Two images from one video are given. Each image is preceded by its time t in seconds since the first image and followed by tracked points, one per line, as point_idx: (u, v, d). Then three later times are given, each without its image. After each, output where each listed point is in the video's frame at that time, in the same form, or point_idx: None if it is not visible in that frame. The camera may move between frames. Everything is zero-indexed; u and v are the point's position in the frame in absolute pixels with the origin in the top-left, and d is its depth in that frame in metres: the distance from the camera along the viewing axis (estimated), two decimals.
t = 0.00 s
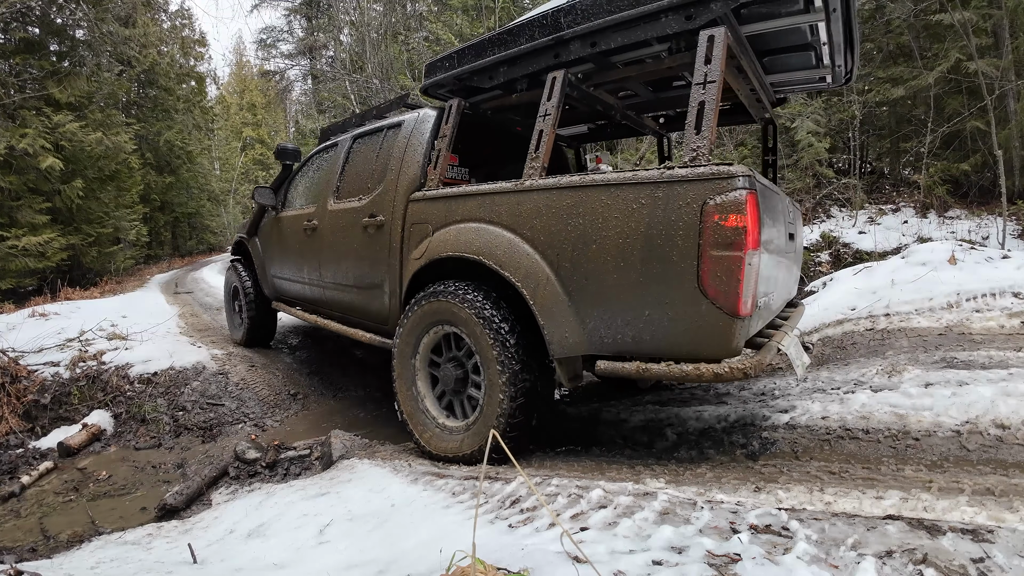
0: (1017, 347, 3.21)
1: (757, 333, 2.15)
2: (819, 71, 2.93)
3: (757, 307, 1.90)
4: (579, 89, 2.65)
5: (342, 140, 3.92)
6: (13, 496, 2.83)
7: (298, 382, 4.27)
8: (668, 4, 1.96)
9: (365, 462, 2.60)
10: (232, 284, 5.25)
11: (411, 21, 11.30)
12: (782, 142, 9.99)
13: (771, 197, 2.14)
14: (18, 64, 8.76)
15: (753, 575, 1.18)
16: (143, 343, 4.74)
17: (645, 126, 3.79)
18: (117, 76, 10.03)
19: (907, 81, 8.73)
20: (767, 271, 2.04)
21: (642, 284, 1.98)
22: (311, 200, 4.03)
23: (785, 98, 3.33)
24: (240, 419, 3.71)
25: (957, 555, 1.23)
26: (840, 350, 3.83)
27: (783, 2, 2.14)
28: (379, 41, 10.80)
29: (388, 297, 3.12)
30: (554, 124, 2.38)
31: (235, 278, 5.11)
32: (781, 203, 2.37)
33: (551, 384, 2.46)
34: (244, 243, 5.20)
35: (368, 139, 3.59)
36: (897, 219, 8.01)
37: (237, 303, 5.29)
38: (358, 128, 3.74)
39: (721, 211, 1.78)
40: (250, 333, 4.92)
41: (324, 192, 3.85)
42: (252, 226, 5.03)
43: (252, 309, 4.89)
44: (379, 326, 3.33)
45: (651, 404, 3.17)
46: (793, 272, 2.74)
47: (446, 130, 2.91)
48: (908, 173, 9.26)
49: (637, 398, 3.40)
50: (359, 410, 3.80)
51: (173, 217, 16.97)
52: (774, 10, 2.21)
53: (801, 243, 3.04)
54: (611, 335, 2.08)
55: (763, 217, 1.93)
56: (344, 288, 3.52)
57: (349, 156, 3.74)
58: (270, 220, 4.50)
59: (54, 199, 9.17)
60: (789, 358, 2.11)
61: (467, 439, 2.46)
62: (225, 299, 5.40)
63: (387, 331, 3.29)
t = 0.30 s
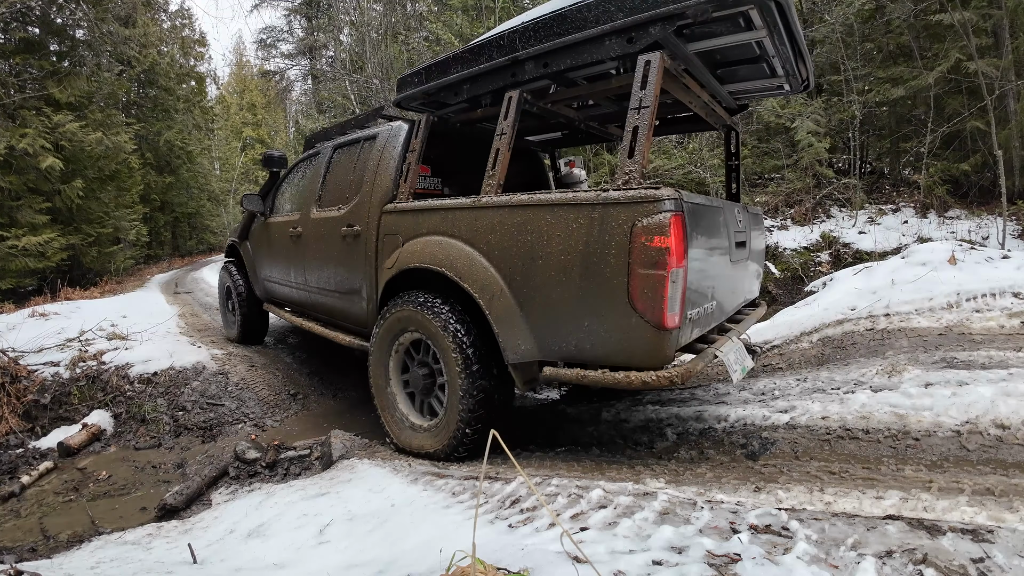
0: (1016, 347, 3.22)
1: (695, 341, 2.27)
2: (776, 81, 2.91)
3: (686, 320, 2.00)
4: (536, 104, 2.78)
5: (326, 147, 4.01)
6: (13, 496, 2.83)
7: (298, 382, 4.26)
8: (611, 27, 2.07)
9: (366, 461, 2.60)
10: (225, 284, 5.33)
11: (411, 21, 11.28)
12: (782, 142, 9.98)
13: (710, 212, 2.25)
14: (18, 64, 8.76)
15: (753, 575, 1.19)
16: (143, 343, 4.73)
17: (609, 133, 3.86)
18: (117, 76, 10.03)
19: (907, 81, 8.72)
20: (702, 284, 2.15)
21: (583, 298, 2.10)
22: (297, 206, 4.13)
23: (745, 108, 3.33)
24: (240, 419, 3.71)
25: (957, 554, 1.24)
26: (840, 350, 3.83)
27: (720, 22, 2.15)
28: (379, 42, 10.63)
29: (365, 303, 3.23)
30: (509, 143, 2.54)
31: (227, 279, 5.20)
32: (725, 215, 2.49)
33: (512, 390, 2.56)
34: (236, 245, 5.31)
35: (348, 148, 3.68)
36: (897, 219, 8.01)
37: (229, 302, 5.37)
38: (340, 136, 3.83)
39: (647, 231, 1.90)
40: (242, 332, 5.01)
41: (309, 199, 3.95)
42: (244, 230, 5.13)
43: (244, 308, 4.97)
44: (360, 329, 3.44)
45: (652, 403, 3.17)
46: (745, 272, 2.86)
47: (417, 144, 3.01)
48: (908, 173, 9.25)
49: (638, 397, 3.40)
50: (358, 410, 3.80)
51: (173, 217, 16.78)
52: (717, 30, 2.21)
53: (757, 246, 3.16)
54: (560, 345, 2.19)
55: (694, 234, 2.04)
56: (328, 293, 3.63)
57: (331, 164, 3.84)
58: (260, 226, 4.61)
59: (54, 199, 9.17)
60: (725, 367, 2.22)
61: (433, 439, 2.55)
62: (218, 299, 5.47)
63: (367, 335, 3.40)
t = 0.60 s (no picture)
0: (1016, 347, 3.22)
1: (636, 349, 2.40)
2: (731, 103, 2.93)
3: (622, 329, 2.13)
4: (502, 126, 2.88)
5: (313, 153, 4.08)
6: (13, 496, 2.83)
7: (298, 382, 4.26)
8: (564, 59, 2.18)
9: (366, 462, 2.60)
10: (219, 282, 5.43)
11: (412, 21, 11.27)
12: (782, 142, 9.98)
13: (655, 227, 2.37)
14: (18, 64, 8.75)
15: (753, 575, 1.19)
16: (143, 343, 4.73)
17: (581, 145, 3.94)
18: (117, 76, 10.02)
19: (907, 82, 8.71)
20: (642, 295, 2.27)
21: (531, 307, 2.23)
22: (284, 209, 4.21)
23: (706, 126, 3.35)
24: (240, 419, 3.70)
25: (957, 555, 1.25)
26: (840, 350, 3.83)
27: (662, 56, 2.20)
28: (379, 41, 10.63)
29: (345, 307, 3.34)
30: (475, 162, 2.67)
31: (220, 277, 5.33)
32: (674, 230, 2.60)
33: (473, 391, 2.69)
34: (230, 244, 5.40)
35: (333, 155, 3.74)
36: (898, 219, 8.01)
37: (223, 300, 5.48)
38: (325, 142, 3.89)
39: (583, 250, 2.03)
40: (234, 330, 5.12)
41: (295, 203, 4.03)
42: (237, 230, 5.21)
43: (236, 307, 5.08)
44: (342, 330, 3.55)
45: (652, 404, 3.17)
46: (698, 277, 2.97)
47: (393, 158, 3.13)
48: (908, 173, 9.26)
49: (639, 398, 3.41)
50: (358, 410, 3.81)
51: (173, 216, 16.30)
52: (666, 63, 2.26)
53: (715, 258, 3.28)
54: (512, 349, 2.33)
55: (633, 250, 2.17)
56: (312, 295, 3.72)
57: (317, 170, 3.90)
58: (250, 227, 4.70)
59: (54, 199, 9.15)
60: (661, 372, 2.33)
61: (405, 433, 2.68)
62: (213, 297, 5.58)
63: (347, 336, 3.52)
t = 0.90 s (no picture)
0: (1017, 347, 3.22)
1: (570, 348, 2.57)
2: (678, 114, 2.95)
3: (551, 328, 2.30)
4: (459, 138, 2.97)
5: (297, 159, 4.24)
6: (13, 496, 2.83)
7: (298, 382, 4.27)
8: (504, 80, 2.27)
9: (365, 462, 2.60)
10: (214, 280, 5.60)
11: (411, 21, 11.24)
12: (782, 142, 9.99)
13: (592, 234, 2.53)
14: (18, 64, 8.74)
15: (753, 575, 1.19)
16: (143, 343, 4.72)
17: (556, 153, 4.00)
18: (117, 76, 10.03)
19: (907, 82, 8.70)
20: (575, 296, 2.43)
21: (471, 308, 2.39)
22: (271, 213, 4.38)
23: (660, 137, 3.40)
24: (240, 419, 3.70)
25: (957, 555, 1.25)
26: (840, 350, 3.84)
27: (596, 76, 2.25)
28: (379, 41, 10.64)
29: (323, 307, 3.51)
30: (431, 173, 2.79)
31: (214, 275, 5.49)
32: (616, 235, 2.74)
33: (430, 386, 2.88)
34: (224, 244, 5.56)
35: (314, 162, 3.90)
36: (897, 219, 8.02)
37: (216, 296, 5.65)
38: (308, 150, 4.05)
39: (512, 256, 2.20)
40: (228, 325, 5.31)
41: (281, 207, 4.20)
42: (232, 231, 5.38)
43: (229, 304, 5.27)
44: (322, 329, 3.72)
45: (652, 404, 3.18)
46: (644, 279, 3.09)
47: (365, 168, 3.28)
48: (908, 173, 9.26)
49: (639, 398, 3.42)
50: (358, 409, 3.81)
51: (174, 216, 16.40)
52: (602, 83, 2.33)
53: (666, 263, 3.40)
54: (459, 347, 2.48)
55: (566, 256, 2.34)
56: (296, 295, 3.89)
57: (300, 176, 4.06)
58: (242, 230, 4.87)
59: (54, 200, 9.15)
60: (594, 368, 2.50)
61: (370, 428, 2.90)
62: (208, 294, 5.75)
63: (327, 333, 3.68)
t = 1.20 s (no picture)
0: (1016, 347, 3.22)
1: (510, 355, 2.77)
2: (623, 127, 3.06)
3: (487, 337, 2.52)
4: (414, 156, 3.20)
5: (277, 169, 4.42)
6: (12, 496, 2.83)
7: (298, 382, 4.27)
8: (443, 107, 2.50)
9: (366, 462, 2.60)
10: (205, 281, 5.75)
11: (411, 21, 11.22)
12: (782, 142, 10.00)
13: (530, 248, 2.71)
14: (18, 64, 8.74)
15: (753, 575, 1.20)
16: (143, 343, 4.72)
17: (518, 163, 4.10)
18: (117, 76, 10.03)
19: (907, 82, 8.69)
20: (512, 307, 2.64)
21: (417, 319, 2.60)
22: (253, 221, 4.57)
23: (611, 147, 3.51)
24: (240, 419, 3.70)
25: (957, 554, 1.25)
26: (840, 350, 3.84)
27: (531, 102, 2.45)
28: (379, 42, 10.49)
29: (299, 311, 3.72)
30: (384, 191, 3.03)
31: (206, 275, 5.65)
32: (558, 244, 2.91)
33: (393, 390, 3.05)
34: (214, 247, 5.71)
35: (290, 174, 4.08)
36: (898, 219, 8.02)
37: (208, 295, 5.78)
38: (286, 161, 4.23)
39: (446, 275, 2.42)
40: (219, 322, 5.45)
41: (262, 216, 4.40)
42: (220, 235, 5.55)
43: (219, 302, 5.41)
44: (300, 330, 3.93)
45: (652, 404, 3.18)
46: (592, 283, 3.24)
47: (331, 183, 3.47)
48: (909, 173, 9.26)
49: (639, 399, 3.41)
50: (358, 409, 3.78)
51: (173, 216, 15.86)
52: (537, 110, 2.53)
53: (621, 267, 3.52)
54: (410, 355, 2.71)
55: (500, 271, 2.55)
56: (276, 299, 4.10)
57: (278, 186, 4.24)
58: (228, 236, 5.06)
59: (54, 199, 9.14)
60: (532, 371, 2.74)
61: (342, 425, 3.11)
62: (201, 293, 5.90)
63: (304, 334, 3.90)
